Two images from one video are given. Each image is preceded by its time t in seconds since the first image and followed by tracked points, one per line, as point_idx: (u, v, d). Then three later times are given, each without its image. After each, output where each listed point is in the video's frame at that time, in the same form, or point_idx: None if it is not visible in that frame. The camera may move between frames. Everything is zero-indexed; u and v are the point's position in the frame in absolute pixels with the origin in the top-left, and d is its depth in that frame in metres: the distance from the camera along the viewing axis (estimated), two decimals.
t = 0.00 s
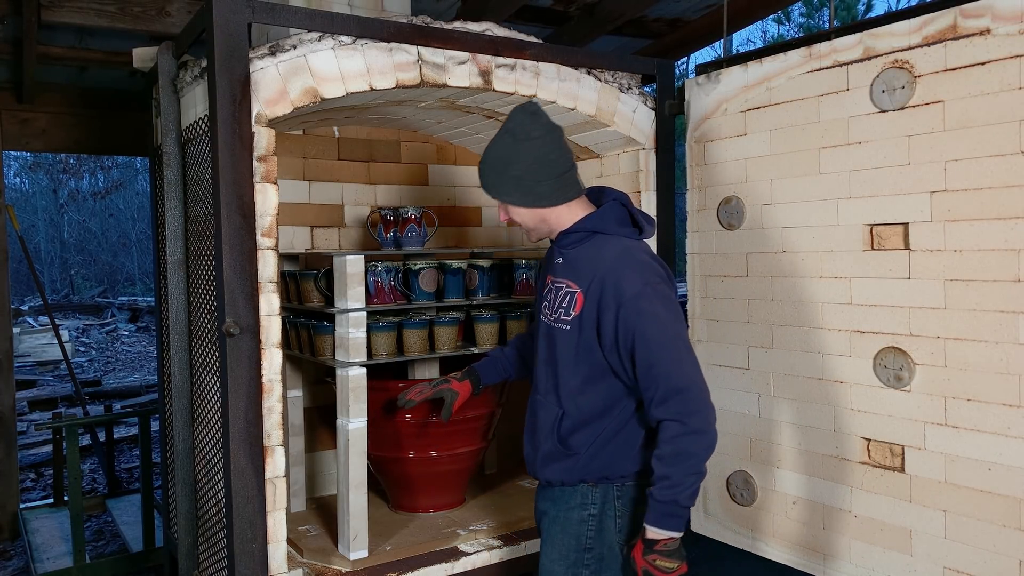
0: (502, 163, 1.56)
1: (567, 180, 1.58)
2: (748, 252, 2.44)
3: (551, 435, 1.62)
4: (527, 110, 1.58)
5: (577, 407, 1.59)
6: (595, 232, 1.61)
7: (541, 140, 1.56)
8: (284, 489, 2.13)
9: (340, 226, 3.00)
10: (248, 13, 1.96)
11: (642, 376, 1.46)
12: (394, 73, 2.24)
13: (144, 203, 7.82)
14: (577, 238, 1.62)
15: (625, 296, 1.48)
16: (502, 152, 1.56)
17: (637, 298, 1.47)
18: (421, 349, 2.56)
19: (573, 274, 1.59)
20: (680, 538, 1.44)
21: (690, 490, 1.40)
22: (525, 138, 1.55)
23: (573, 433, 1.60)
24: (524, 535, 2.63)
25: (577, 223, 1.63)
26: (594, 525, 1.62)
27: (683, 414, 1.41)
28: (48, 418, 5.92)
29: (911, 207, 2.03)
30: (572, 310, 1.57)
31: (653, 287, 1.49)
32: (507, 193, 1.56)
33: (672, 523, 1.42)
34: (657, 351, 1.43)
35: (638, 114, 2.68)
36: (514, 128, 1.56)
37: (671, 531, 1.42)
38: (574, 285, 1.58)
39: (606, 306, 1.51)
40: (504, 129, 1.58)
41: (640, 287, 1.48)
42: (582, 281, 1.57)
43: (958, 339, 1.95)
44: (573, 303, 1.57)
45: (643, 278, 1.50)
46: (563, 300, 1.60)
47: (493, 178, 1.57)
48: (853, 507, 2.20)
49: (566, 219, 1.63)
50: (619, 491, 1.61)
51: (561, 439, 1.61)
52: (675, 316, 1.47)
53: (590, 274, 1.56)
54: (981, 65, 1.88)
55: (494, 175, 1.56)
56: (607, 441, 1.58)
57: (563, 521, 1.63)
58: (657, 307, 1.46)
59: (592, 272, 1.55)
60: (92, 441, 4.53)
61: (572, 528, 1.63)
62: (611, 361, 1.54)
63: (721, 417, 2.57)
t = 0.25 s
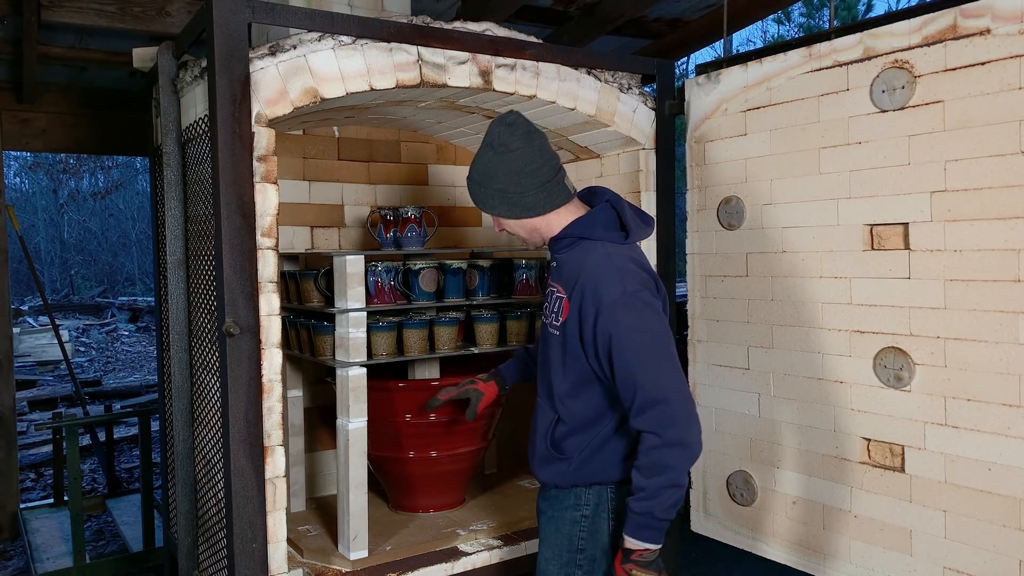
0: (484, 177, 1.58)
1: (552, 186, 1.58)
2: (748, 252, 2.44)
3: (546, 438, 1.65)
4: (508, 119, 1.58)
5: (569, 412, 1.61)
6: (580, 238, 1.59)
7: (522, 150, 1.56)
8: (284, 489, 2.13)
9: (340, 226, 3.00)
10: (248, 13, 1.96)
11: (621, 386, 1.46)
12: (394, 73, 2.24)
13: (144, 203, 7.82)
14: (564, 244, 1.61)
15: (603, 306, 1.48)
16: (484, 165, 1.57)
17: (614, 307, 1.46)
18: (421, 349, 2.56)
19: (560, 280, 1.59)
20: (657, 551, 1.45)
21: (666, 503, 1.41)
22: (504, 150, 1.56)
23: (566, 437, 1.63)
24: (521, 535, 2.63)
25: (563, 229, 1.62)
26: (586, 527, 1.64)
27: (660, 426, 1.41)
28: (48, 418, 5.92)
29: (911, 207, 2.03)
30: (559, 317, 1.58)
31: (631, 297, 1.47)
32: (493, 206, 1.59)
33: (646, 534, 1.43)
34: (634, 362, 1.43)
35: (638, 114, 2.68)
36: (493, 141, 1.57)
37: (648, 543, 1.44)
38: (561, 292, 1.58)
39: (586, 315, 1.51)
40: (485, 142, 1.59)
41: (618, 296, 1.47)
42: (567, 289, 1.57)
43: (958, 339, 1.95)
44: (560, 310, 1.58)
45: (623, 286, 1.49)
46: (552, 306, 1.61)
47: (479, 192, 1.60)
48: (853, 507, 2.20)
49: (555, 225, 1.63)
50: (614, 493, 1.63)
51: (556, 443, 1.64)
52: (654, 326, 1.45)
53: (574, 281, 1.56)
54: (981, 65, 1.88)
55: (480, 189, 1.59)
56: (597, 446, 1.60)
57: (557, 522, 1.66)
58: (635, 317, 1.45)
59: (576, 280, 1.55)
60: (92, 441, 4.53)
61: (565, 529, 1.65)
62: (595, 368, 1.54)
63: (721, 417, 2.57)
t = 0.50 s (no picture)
0: (483, 180, 1.59)
1: (551, 191, 1.58)
2: (748, 252, 2.44)
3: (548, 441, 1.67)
4: (507, 122, 1.58)
5: (569, 415, 1.61)
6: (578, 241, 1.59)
7: (521, 154, 1.56)
8: (284, 489, 2.13)
9: (340, 226, 3.00)
10: (248, 13, 1.96)
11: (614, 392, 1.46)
12: (394, 73, 2.24)
13: (144, 203, 7.82)
14: (563, 246, 1.62)
15: (596, 311, 1.48)
16: (484, 169, 1.58)
17: (608, 312, 1.46)
18: (421, 349, 2.56)
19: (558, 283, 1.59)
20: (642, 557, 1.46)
21: (653, 511, 1.41)
22: (504, 153, 1.57)
23: (567, 441, 1.64)
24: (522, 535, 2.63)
25: (561, 231, 1.62)
26: (588, 532, 1.65)
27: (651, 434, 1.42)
28: (48, 418, 5.92)
29: (910, 207, 2.03)
30: (557, 321, 1.59)
31: (625, 302, 1.47)
32: (493, 210, 1.60)
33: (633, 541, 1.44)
34: (626, 368, 1.43)
35: (638, 114, 2.68)
36: (493, 143, 1.58)
37: (634, 550, 1.45)
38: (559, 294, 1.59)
39: (581, 319, 1.51)
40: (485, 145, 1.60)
41: (612, 300, 1.47)
42: (565, 292, 1.57)
43: (958, 339, 1.95)
44: (558, 313, 1.58)
45: (618, 290, 1.48)
46: (552, 310, 1.62)
47: (478, 196, 1.61)
48: (853, 507, 2.20)
49: (555, 228, 1.63)
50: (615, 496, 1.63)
51: (557, 446, 1.66)
52: (647, 331, 1.45)
53: (571, 285, 1.56)
54: (981, 65, 1.88)
55: (479, 192, 1.60)
56: (596, 452, 1.60)
57: (561, 525, 1.68)
58: (628, 322, 1.45)
59: (572, 284, 1.55)
60: (92, 441, 4.53)
61: (569, 532, 1.67)
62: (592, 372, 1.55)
63: (721, 417, 2.57)
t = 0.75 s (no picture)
0: (484, 181, 1.59)
1: (554, 189, 1.58)
2: (748, 252, 2.44)
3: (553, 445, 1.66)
4: (507, 122, 1.59)
5: (573, 418, 1.61)
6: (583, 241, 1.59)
7: (521, 153, 1.56)
8: (284, 489, 2.13)
9: (340, 226, 3.00)
10: (248, 13, 1.96)
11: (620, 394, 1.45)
12: (394, 73, 2.24)
13: (144, 203, 7.81)
14: (567, 246, 1.61)
15: (602, 312, 1.47)
16: (484, 170, 1.58)
17: (613, 313, 1.45)
18: (421, 349, 2.56)
19: (563, 284, 1.59)
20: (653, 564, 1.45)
21: (664, 517, 1.41)
22: (504, 153, 1.57)
23: (572, 444, 1.63)
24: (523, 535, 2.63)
25: (565, 232, 1.61)
26: (593, 537, 1.64)
27: (659, 437, 1.41)
28: (48, 418, 5.92)
29: (910, 207, 2.03)
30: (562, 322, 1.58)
31: (631, 303, 1.46)
32: (496, 211, 1.60)
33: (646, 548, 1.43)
34: (633, 371, 1.42)
35: (638, 114, 2.68)
36: (494, 143, 1.58)
37: (644, 557, 1.44)
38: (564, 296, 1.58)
39: (587, 321, 1.50)
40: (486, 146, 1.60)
41: (618, 301, 1.46)
42: (570, 293, 1.56)
43: (958, 339, 1.95)
44: (563, 314, 1.58)
45: (624, 291, 1.47)
46: (556, 312, 1.61)
47: (480, 198, 1.61)
48: (853, 507, 2.20)
49: (558, 227, 1.63)
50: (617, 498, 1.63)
51: (563, 449, 1.65)
52: (653, 332, 1.44)
53: (575, 286, 1.55)
54: (981, 65, 1.88)
55: (481, 194, 1.60)
56: (600, 456, 1.60)
57: (564, 531, 1.67)
58: (634, 324, 1.44)
59: (577, 285, 1.54)
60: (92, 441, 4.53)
61: (573, 538, 1.66)
62: (597, 375, 1.54)
63: (720, 417, 2.57)
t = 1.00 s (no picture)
0: (496, 173, 1.56)
1: (568, 183, 1.58)
2: (748, 252, 2.44)
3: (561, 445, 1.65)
4: (521, 114, 1.57)
5: (582, 417, 1.60)
6: (595, 237, 1.58)
7: (537, 145, 1.55)
8: (284, 489, 2.13)
9: (340, 226, 3.00)
10: (248, 13, 1.96)
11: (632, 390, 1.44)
12: (394, 73, 2.24)
13: (144, 203, 7.81)
14: (578, 243, 1.61)
15: (616, 307, 1.46)
16: (497, 162, 1.56)
17: (627, 309, 1.44)
18: (421, 349, 2.56)
19: (573, 281, 1.58)
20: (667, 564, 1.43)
21: (679, 515, 1.40)
22: (519, 145, 1.55)
23: (581, 444, 1.63)
24: (523, 535, 2.63)
25: (577, 228, 1.61)
26: (603, 537, 1.63)
27: (673, 434, 1.40)
28: (48, 418, 5.92)
29: (910, 207, 2.03)
30: (572, 319, 1.57)
31: (646, 299, 1.45)
32: (507, 204, 1.57)
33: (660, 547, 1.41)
34: (648, 367, 1.41)
35: (638, 114, 2.68)
36: (508, 135, 1.56)
37: (659, 555, 1.42)
38: (575, 293, 1.58)
39: (600, 316, 1.49)
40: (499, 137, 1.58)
41: (633, 297, 1.45)
42: (582, 289, 1.56)
43: (957, 339, 1.95)
44: (573, 311, 1.57)
45: (638, 287, 1.47)
46: (565, 309, 1.61)
47: (491, 190, 1.58)
48: (853, 507, 2.21)
49: (569, 223, 1.62)
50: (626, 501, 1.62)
51: (572, 448, 1.64)
52: (668, 328, 1.43)
53: (588, 282, 1.54)
54: (981, 65, 1.88)
55: (492, 187, 1.58)
56: (607, 458, 1.59)
57: (572, 532, 1.67)
58: (649, 320, 1.43)
59: (589, 281, 1.54)
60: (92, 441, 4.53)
61: (582, 538, 1.65)
62: (609, 372, 1.53)
63: (720, 417, 2.57)
